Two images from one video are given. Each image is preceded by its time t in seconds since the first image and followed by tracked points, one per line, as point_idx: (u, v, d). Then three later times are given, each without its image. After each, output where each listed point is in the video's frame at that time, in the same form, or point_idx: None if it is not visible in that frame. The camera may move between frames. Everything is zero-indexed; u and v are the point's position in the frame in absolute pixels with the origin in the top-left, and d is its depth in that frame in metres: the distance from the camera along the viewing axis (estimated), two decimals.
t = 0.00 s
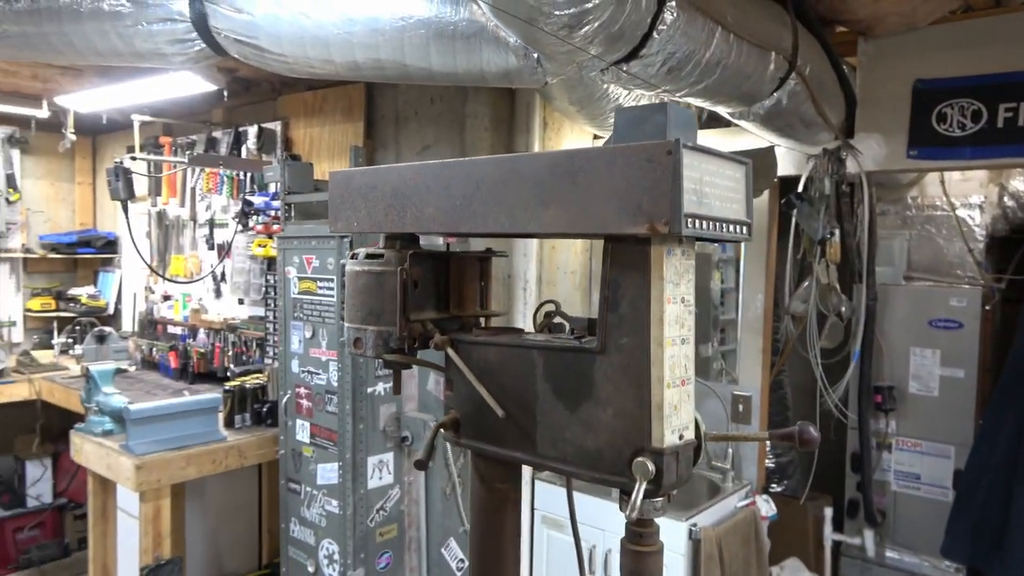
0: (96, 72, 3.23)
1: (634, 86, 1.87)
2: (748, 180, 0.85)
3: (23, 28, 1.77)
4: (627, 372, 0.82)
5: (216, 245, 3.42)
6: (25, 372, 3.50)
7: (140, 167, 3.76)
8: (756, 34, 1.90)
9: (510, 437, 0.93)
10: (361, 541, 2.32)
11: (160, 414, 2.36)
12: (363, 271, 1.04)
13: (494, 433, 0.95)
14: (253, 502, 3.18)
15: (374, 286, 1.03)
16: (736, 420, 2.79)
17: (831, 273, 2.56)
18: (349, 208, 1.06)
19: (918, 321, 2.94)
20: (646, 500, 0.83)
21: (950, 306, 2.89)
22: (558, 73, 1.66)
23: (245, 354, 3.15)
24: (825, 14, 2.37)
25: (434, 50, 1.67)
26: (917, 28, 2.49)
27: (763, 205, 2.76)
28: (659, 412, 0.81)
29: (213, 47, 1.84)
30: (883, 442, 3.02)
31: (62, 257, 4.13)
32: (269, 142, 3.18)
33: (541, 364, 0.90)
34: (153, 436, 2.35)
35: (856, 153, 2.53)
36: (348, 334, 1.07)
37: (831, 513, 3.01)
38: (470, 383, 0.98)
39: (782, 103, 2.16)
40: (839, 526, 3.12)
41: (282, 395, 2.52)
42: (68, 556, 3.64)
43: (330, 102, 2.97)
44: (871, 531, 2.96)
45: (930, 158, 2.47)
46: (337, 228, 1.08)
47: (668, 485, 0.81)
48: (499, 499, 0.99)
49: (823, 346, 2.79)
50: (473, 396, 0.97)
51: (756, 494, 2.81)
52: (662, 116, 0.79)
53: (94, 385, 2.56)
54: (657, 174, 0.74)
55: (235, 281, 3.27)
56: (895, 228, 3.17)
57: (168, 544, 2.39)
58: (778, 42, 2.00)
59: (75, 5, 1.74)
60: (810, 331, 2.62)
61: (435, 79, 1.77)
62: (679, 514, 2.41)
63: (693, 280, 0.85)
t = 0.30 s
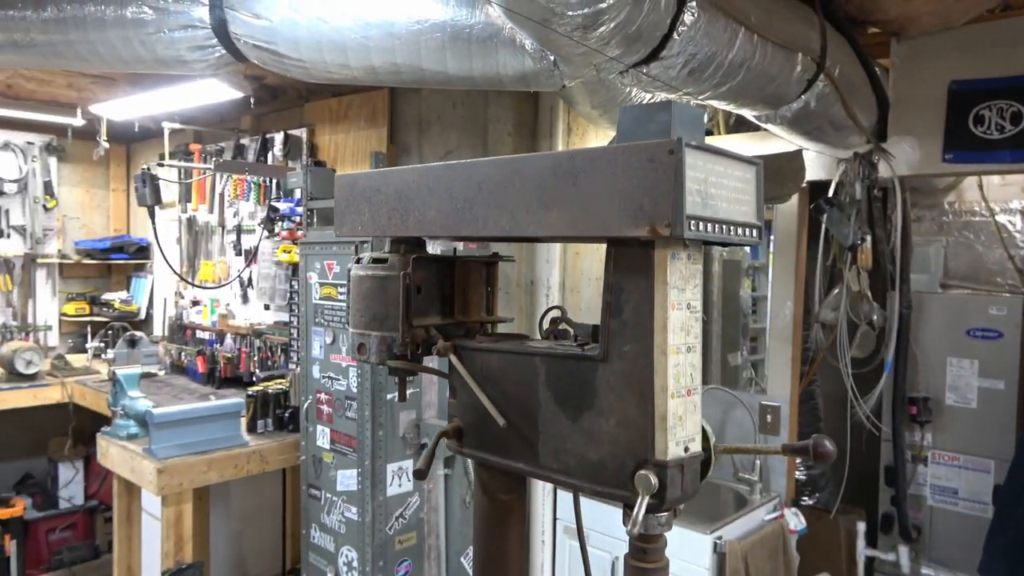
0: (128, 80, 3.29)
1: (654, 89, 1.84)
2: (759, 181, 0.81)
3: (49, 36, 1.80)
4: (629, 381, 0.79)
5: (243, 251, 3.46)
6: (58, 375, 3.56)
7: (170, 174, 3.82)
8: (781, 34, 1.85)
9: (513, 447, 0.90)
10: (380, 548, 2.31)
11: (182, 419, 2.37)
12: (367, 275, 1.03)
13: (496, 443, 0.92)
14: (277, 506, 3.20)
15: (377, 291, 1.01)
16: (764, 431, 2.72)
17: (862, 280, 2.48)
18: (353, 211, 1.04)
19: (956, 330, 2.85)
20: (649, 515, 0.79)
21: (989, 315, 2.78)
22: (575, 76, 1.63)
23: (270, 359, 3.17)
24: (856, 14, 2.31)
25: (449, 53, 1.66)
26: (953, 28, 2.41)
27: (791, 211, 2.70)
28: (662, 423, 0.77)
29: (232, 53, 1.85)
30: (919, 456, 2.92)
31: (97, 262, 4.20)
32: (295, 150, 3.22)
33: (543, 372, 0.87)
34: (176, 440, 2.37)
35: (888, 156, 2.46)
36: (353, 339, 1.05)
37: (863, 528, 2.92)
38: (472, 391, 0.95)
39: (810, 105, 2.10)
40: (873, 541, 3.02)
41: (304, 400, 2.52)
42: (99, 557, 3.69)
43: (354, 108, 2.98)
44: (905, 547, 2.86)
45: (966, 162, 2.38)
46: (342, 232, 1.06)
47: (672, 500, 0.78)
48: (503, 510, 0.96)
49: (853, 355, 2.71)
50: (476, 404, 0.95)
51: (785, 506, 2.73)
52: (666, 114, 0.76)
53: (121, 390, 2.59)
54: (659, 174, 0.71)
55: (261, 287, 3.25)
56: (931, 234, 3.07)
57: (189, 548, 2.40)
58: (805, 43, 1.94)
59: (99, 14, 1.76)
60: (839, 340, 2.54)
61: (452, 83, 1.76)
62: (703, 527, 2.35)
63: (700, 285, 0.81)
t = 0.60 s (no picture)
0: (161, 94, 3.36)
1: (674, 94, 1.81)
2: (766, 183, 0.79)
3: (79, 51, 1.85)
4: (631, 388, 0.77)
5: (272, 260, 3.50)
6: (94, 383, 3.64)
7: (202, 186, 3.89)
8: (804, 36, 1.82)
9: (517, 455, 0.89)
10: (402, 557, 2.30)
11: (208, 426, 2.40)
12: (374, 282, 1.02)
13: (501, 451, 0.91)
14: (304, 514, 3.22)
15: (384, 298, 1.00)
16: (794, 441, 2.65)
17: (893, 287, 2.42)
18: (361, 218, 1.04)
19: (994, 338, 2.76)
20: (652, 527, 0.77)
21: None
22: (592, 81, 1.62)
23: (298, 367, 3.20)
24: (883, 15, 2.26)
25: (466, 61, 1.66)
26: (985, 27, 2.35)
27: (821, 217, 2.63)
28: (665, 431, 0.75)
29: (254, 64, 1.87)
30: (956, 468, 2.82)
31: (132, 272, 4.30)
32: (320, 160, 3.24)
33: (546, 379, 0.85)
34: (202, 447, 2.40)
35: (920, 160, 2.39)
36: (361, 346, 1.05)
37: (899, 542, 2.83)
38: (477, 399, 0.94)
39: (837, 108, 2.06)
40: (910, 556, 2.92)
41: (328, 408, 2.54)
42: (132, 562, 3.75)
43: (379, 119, 3.00)
44: (943, 562, 2.77)
45: (1002, 164, 2.31)
46: (351, 240, 1.06)
47: (676, 511, 0.75)
48: (509, 520, 0.95)
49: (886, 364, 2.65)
50: (481, 412, 0.94)
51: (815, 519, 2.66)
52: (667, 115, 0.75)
53: (150, 397, 2.64)
54: (658, 176, 0.70)
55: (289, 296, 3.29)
56: (967, 240, 3.00)
57: (216, 555, 2.42)
58: (829, 44, 1.91)
59: (125, 28, 1.80)
60: (870, 348, 2.48)
61: (469, 90, 1.76)
62: (730, 539, 2.30)
63: (704, 291, 0.79)
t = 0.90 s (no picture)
0: (193, 108, 3.45)
1: (690, 100, 1.81)
2: (763, 188, 0.79)
3: (111, 69, 1.92)
4: (629, 394, 0.78)
5: (300, 270, 3.56)
6: (130, 391, 3.73)
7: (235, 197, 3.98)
8: (822, 40, 1.81)
9: (520, 460, 0.90)
10: (425, 562, 2.32)
11: (237, 432, 2.45)
12: (385, 290, 1.04)
13: (504, 456, 0.92)
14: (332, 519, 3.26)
15: (393, 306, 1.02)
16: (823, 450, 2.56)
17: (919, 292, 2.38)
18: (370, 227, 1.06)
19: None
20: (649, 530, 0.78)
21: None
22: (606, 90, 1.63)
23: (325, 375, 3.25)
24: (907, 17, 2.24)
25: (481, 71, 1.68)
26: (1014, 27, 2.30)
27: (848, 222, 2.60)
28: (661, 436, 0.76)
29: (278, 78, 1.90)
30: (991, 478, 2.74)
31: (167, 282, 4.40)
32: (347, 171, 3.26)
33: (546, 385, 0.86)
34: (230, 452, 2.44)
35: (948, 164, 2.35)
36: (372, 354, 1.07)
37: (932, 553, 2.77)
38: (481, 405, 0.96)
39: (859, 112, 2.03)
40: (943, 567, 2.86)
41: (353, 415, 2.57)
42: (167, 566, 3.83)
43: (403, 130, 3.04)
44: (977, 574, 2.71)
45: None
46: (361, 249, 1.08)
47: (672, 515, 0.76)
48: (514, 526, 0.96)
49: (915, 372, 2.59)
50: (485, 417, 0.95)
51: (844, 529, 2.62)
52: (661, 122, 0.75)
53: (182, 404, 2.71)
54: (650, 183, 0.71)
55: (317, 304, 3.34)
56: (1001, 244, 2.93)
57: (243, 559, 2.46)
58: (849, 48, 1.89)
59: (154, 46, 1.86)
60: (898, 354, 2.44)
61: (484, 100, 1.78)
62: (754, 549, 2.28)
63: (701, 296, 0.80)
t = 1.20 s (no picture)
0: (216, 109, 3.53)
1: (696, 98, 1.82)
2: (740, 190, 0.81)
3: (132, 73, 1.97)
4: (607, 390, 0.81)
5: (321, 267, 3.63)
6: (157, 385, 3.83)
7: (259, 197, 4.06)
8: (829, 36, 1.80)
9: (508, 453, 0.93)
10: (438, 555, 2.36)
11: (256, 426, 2.51)
12: (382, 288, 1.08)
13: (494, 450, 0.95)
14: (352, 512, 3.32)
15: (390, 303, 1.06)
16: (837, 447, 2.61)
17: (932, 288, 2.38)
18: (368, 226, 1.09)
19: None
20: (627, 523, 0.81)
21: None
22: (610, 89, 1.65)
23: (345, 369, 3.32)
24: (921, 11, 2.22)
25: (486, 72, 1.71)
26: None
27: (864, 218, 2.56)
28: (637, 431, 0.78)
29: (292, 81, 1.94)
30: (1010, 476, 2.71)
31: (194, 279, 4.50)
32: (365, 169, 3.31)
33: (532, 381, 0.89)
34: (250, 445, 2.51)
35: (964, 160, 2.35)
36: (371, 350, 1.11)
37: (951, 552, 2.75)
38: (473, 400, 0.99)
39: (870, 108, 2.02)
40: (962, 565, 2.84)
41: (369, 410, 2.62)
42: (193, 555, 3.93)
43: (419, 129, 3.08)
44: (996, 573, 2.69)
45: None
46: (361, 249, 1.11)
47: (648, 507, 0.78)
48: (504, 517, 0.99)
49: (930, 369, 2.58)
50: (476, 412, 0.98)
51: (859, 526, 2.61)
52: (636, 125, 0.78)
53: (204, 398, 2.77)
54: (622, 185, 0.73)
55: (337, 301, 3.41)
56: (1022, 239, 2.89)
57: (262, 549, 2.53)
58: (858, 45, 1.88)
59: (172, 51, 1.91)
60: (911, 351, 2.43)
61: (490, 100, 1.81)
62: (765, 545, 2.28)
63: (678, 295, 0.82)
